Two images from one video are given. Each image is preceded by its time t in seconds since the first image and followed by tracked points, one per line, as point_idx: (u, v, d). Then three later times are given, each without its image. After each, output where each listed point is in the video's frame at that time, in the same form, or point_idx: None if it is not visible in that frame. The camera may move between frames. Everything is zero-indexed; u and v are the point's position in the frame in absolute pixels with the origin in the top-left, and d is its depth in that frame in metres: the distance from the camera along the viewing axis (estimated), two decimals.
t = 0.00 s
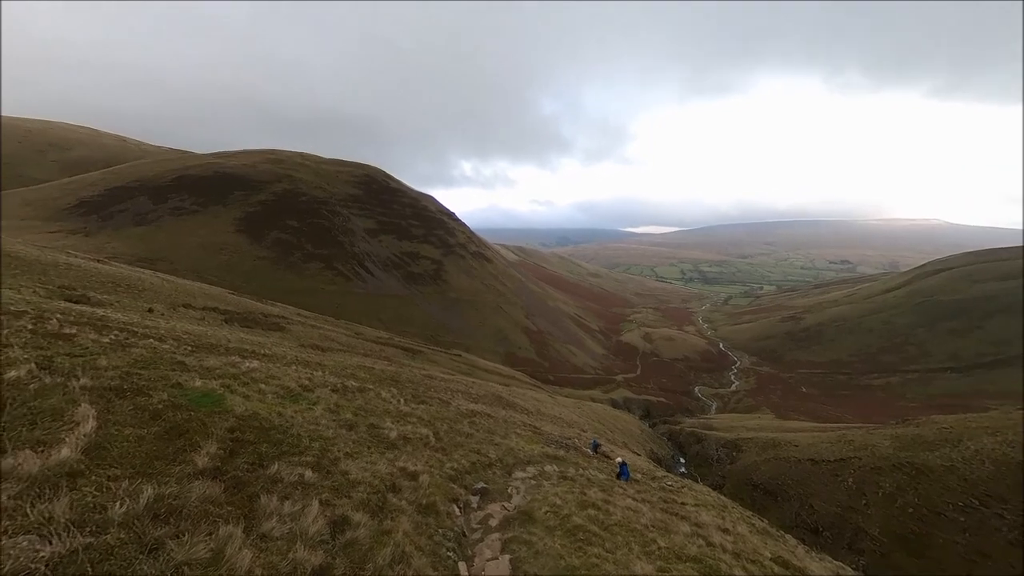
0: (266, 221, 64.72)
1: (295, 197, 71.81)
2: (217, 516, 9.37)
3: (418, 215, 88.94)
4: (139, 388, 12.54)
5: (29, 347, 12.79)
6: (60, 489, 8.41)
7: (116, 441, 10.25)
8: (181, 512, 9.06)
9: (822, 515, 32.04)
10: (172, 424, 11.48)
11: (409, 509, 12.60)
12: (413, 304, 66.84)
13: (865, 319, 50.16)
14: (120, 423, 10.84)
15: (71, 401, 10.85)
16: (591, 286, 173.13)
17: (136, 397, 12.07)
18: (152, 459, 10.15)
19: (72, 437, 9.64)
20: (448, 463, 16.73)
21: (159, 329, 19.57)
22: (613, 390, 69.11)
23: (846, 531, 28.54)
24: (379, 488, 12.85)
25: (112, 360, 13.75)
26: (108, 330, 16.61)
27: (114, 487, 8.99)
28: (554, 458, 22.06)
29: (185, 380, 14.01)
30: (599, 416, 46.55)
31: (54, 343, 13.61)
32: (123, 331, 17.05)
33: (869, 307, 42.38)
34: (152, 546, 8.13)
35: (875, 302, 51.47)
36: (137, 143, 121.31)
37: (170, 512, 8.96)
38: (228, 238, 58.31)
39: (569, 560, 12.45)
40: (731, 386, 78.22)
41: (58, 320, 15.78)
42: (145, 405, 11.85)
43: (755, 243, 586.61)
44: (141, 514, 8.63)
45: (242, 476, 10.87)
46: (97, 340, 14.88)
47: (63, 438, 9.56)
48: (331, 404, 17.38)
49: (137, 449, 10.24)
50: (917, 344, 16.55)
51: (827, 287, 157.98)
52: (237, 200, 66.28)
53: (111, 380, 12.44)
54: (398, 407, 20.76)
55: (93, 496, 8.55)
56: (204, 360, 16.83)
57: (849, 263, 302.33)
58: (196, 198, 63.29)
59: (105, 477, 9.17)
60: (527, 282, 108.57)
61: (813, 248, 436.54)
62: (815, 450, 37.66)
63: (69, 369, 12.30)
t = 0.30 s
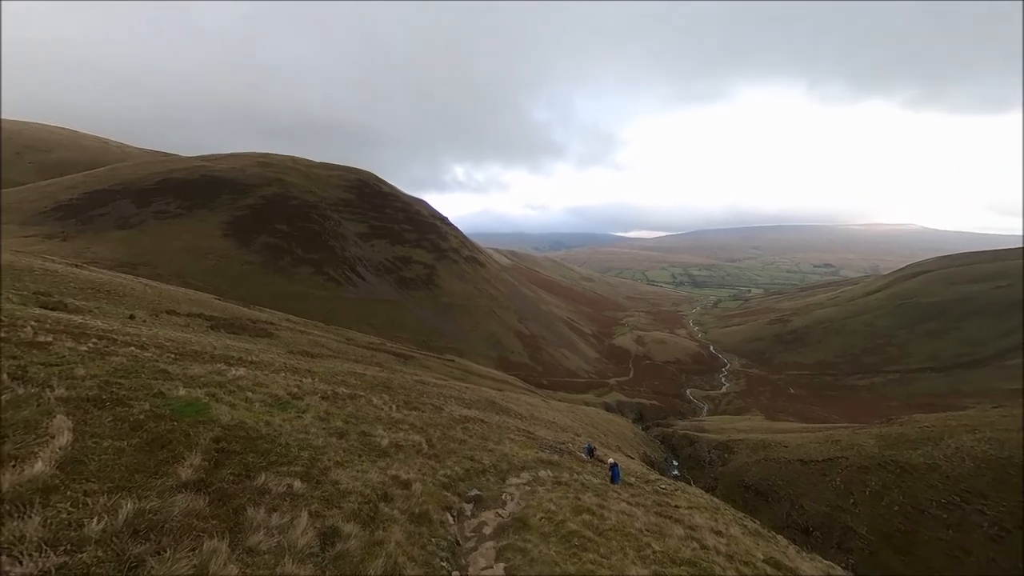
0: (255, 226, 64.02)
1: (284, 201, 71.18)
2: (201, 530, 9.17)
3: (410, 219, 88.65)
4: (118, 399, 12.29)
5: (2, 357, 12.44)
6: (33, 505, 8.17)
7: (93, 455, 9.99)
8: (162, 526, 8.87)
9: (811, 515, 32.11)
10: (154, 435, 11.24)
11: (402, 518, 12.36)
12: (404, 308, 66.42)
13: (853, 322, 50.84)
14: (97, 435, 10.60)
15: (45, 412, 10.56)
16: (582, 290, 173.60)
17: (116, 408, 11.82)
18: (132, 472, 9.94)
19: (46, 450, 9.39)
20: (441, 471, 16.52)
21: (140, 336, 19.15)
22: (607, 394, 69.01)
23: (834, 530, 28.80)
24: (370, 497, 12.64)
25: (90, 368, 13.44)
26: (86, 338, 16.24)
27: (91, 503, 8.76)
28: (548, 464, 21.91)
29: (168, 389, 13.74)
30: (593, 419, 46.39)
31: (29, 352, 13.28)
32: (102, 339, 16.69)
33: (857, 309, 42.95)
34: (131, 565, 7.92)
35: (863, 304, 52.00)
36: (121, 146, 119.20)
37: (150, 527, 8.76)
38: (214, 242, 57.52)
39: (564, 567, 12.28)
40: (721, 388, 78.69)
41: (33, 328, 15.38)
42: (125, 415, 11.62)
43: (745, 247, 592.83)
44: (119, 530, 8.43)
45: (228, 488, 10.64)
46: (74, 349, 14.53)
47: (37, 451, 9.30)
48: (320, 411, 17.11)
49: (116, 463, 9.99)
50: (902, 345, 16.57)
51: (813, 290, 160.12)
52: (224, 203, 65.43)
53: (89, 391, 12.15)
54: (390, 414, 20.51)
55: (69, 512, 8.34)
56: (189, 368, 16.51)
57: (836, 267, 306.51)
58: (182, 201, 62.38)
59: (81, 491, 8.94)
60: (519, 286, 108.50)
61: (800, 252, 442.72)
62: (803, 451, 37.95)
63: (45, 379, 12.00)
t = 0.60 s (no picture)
0: (243, 229, 63.32)
1: (274, 205, 70.57)
2: (180, 547, 8.93)
3: (402, 223, 88.34)
4: (96, 410, 12.02)
5: None
6: (2, 523, 7.92)
7: (66, 471, 9.71)
8: (140, 543, 8.64)
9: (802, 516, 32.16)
10: (132, 448, 11.00)
11: (392, 529, 12.14)
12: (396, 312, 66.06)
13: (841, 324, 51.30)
14: (72, 448, 10.35)
15: (18, 425, 10.30)
16: (574, 293, 173.86)
17: (93, 419, 11.57)
18: (108, 487, 9.69)
19: (18, 465, 9.13)
20: (434, 478, 16.30)
21: (120, 344, 18.77)
22: (600, 397, 68.91)
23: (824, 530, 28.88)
24: (360, 507, 12.42)
25: (66, 378, 13.15)
26: (62, 347, 15.86)
27: (64, 520, 8.51)
28: (542, 469, 21.74)
29: (149, 399, 13.49)
30: (586, 423, 46.21)
31: (2, 362, 12.96)
32: (79, 348, 16.33)
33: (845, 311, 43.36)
34: None
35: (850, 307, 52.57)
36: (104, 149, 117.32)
37: (126, 545, 8.52)
38: (200, 247, 56.76)
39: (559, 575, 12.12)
40: (713, 391, 79.03)
41: (8, 337, 15.04)
42: (102, 427, 11.36)
43: (735, 250, 598.42)
44: (93, 548, 8.19)
45: (210, 502, 10.39)
46: (51, 358, 14.23)
47: (8, 466, 9.04)
48: (309, 420, 16.85)
49: (90, 478, 9.73)
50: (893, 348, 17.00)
51: (801, 293, 162.52)
52: (212, 207, 64.67)
53: (64, 402, 11.84)
54: (380, 421, 20.23)
55: (40, 531, 8.08)
56: (171, 377, 16.21)
57: (824, 270, 310.35)
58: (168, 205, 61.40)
59: (53, 508, 8.69)
60: (512, 289, 108.40)
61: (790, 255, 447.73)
62: (793, 452, 38.09)
63: (19, 390, 11.71)
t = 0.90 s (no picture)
0: (230, 234, 62.54)
1: (262, 209, 69.86)
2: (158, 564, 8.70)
3: (393, 227, 87.95)
4: (72, 421, 11.77)
5: None
6: None
7: (37, 488, 9.45)
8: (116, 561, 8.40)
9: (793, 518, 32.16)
10: (108, 461, 10.77)
11: (383, 539, 11.91)
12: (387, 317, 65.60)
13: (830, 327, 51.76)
14: (45, 462, 10.09)
15: None
16: (565, 297, 173.99)
17: (67, 431, 11.31)
18: (82, 503, 9.45)
19: None
20: (425, 487, 16.05)
21: (99, 352, 18.36)
22: (593, 401, 68.81)
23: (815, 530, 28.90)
24: (349, 519, 12.19)
25: (40, 388, 12.85)
26: (35, 356, 15.47)
27: (34, 539, 8.27)
28: (536, 475, 21.56)
29: (128, 409, 13.24)
30: (580, 427, 46.03)
31: None
32: (54, 356, 15.93)
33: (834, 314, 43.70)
34: None
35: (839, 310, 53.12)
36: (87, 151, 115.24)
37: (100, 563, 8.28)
38: (185, 251, 55.90)
39: None
40: (704, 393, 79.31)
41: None
42: (77, 439, 11.11)
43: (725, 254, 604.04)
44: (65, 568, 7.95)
45: (192, 516, 10.19)
46: (24, 368, 13.91)
47: None
48: (297, 428, 16.61)
49: (64, 493, 9.49)
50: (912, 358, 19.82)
51: (789, 295, 164.61)
52: (198, 210, 63.76)
53: (35, 414, 11.54)
54: (371, 429, 19.95)
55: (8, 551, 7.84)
56: (151, 386, 15.91)
57: (811, 273, 313.99)
58: (149, 208, 59.99)
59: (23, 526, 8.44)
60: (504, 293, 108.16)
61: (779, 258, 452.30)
62: (782, 453, 38.23)
63: None
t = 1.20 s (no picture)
0: (217, 237, 61.84)
1: (251, 213, 69.21)
2: None
3: (386, 231, 87.54)
4: (45, 435, 11.80)
5: None
6: None
7: (1, 511, 9.32)
8: None
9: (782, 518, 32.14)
10: (81, 476, 10.79)
11: (372, 552, 11.65)
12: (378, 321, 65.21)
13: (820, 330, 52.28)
14: (13, 480, 10.10)
15: None
16: (558, 301, 174.06)
17: (39, 445, 11.35)
18: (50, 522, 9.46)
19: None
20: (417, 495, 15.80)
21: (77, 360, 18.20)
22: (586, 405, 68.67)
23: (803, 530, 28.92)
24: (337, 531, 11.98)
25: (12, 402, 12.83)
26: (8, 366, 15.30)
27: None
28: (530, 481, 21.36)
29: (105, 421, 13.25)
30: (574, 432, 45.82)
31: None
32: (27, 366, 15.69)
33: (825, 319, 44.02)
34: None
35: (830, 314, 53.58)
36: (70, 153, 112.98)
37: None
38: (169, 256, 55.14)
39: None
40: (696, 396, 79.59)
41: None
42: (48, 454, 11.13)
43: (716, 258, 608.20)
44: None
45: (170, 533, 10.13)
46: None
47: None
48: (283, 438, 16.47)
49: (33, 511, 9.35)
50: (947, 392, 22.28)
51: (776, 298, 166.58)
52: (183, 213, 62.86)
53: (4, 428, 11.63)
54: (362, 436, 19.73)
55: None
56: (130, 396, 15.78)
57: (800, 277, 318.21)
58: (133, 211, 59.49)
59: None
60: (497, 297, 108.02)
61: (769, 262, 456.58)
62: (772, 454, 38.35)
63: None
